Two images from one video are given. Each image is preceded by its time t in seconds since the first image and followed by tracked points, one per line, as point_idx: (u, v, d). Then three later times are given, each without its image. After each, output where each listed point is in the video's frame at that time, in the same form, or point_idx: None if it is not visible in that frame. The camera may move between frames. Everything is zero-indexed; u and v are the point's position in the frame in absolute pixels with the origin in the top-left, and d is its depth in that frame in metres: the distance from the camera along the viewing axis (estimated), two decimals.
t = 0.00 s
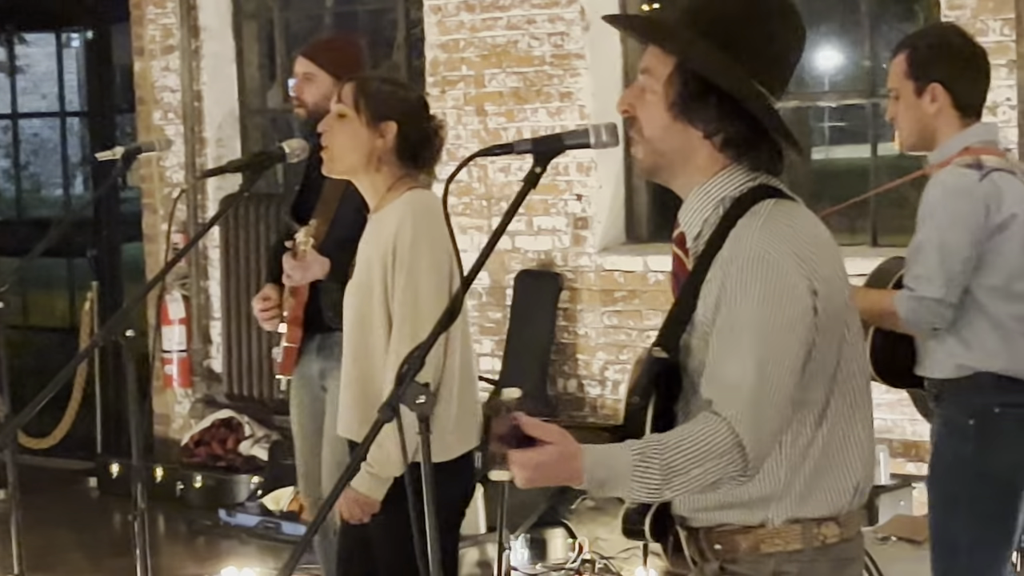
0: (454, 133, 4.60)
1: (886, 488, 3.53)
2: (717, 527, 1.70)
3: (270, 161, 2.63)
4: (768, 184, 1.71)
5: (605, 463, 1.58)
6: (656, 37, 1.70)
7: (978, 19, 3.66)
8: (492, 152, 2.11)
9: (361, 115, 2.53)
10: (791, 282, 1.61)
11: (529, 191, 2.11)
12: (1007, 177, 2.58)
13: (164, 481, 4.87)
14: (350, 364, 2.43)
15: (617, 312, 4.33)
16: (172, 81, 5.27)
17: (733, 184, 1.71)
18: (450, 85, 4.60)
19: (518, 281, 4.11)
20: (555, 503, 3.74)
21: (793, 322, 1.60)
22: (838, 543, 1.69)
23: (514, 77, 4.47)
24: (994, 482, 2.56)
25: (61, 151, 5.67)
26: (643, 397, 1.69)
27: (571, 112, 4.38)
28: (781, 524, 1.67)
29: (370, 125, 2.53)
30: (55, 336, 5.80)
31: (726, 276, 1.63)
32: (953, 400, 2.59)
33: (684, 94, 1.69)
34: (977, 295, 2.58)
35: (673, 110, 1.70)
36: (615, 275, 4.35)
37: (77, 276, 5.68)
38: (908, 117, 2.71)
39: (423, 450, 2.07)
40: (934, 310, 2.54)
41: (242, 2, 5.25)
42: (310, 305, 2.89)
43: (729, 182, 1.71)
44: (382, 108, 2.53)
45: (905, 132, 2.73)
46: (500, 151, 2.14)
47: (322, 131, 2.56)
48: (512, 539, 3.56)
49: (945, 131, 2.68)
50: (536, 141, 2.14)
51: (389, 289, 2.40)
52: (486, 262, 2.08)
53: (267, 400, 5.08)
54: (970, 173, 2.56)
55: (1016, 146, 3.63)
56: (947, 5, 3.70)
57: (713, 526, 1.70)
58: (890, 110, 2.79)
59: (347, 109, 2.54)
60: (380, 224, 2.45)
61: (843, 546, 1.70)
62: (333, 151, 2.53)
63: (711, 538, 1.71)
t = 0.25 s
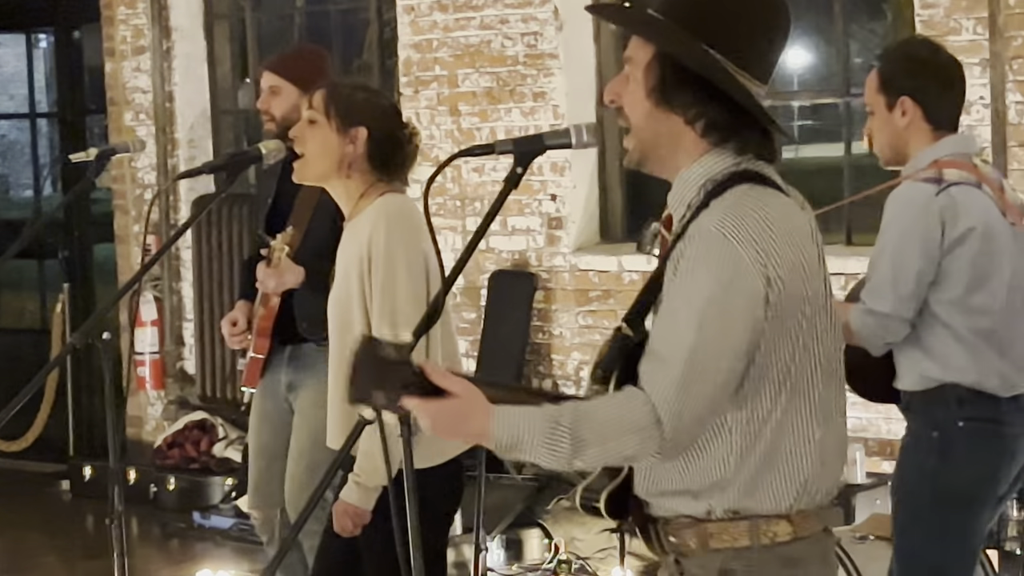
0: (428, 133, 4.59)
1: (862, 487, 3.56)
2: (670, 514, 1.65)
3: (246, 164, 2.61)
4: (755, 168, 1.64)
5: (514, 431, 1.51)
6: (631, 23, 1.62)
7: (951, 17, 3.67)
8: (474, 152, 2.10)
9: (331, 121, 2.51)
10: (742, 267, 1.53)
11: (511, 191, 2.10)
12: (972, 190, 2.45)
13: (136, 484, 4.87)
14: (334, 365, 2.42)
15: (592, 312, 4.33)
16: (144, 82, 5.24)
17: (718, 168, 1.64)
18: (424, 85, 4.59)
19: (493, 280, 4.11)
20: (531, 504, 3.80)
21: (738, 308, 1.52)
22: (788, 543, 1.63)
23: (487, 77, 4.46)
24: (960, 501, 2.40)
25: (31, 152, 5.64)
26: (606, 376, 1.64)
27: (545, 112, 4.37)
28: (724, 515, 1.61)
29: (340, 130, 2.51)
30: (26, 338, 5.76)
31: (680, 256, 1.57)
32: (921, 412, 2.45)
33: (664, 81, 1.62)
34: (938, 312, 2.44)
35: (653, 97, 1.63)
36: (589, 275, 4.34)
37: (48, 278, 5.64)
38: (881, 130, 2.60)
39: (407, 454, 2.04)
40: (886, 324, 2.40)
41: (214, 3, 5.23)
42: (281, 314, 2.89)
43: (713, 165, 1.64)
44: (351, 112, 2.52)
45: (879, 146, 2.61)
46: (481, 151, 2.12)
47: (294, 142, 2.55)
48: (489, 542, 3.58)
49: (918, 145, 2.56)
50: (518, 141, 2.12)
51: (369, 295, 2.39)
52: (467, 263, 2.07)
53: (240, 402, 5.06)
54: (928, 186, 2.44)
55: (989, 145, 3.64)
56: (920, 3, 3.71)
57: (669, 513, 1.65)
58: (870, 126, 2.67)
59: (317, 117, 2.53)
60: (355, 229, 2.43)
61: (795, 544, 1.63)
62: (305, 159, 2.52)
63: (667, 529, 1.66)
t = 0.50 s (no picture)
0: (398, 135, 4.57)
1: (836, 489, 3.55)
2: (628, 504, 1.66)
3: (219, 169, 2.59)
4: (717, 152, 1.65)
5: (413, 399, 1.56)
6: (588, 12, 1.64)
7: (922, 17, 3.68)
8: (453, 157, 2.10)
9: (301, 118, 2.49)
10: (668, 250, 1.54)
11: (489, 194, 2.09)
12: (934, 189, 2.41)
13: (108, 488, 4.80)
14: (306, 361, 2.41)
15: (564, 313, 4.32)
16: (111, 85, 5.21)
17: (679, 151, 1.64)
18: (394, 87, 4.57)
19: (465, 282, 4.10)
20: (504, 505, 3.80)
21: (658, 291, 1.53)
22: (737, 535, 1.63)
23: (458, 78, 4.45)
24: (926, 502, 2.40)
25: None
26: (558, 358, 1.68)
27: (515, 113, 4.37)
28: (665, 503, 1.62)
29: (311, 126, 2.49)
30: None
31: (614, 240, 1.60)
32: (886, 415, 2.45)
33: (624, 66, 1.63)
34: (899, 311, 2.43)
35: (615, 83, 1.64)
36: (561, 276, 4.34)
37: (15, 282, 5.59)
38: (855, 125, 2.60)
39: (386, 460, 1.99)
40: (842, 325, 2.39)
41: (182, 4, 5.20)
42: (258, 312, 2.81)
43: (676, 148, 1.65)
44: (321, 108, 2.50)
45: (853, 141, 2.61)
46: (459, 153, 2.12)
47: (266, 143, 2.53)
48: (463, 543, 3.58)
49: (891, 140, 2.55)
50: (496, 143, 2.11)
51: (344, 293, 2.37)
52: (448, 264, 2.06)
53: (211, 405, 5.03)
54: (888, 186, 2.42)
55: (960, 144, 3.65)
56: (891, 3, 3.72)
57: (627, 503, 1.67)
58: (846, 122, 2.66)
59: (285, 115, 2.51)
60: (328, 225, 2.43)
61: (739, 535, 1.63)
62: (277, 157, 2.51)
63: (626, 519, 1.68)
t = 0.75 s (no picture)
0: (368, 134, 4.56)
1: (814, 484, 3.58)
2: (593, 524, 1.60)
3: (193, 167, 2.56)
4: (676, 166, 1.59)
5: (353, 426, 1.52)
6: (557, 11, 1.58)
7: (893, 14, 3.71)
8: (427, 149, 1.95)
9: (276, 113, 2.42)
10: (592, 261, 1.48)
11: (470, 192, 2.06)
12: (899, 182, 2.37)
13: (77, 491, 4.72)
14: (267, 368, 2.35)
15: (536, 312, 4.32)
16: (80, 85, 5.17)
17: (639, 164, 1.59)
18: (364, 85, 4.56)
19: (436, 282, 4.08)
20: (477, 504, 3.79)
21: (581, 303, 1.47)
22: (695, 551, 1.55)
23: (429, 76, 4.44)
24: (902, 492, 2.38)
25: None
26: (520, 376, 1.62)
27: (487, 111, 4.36)
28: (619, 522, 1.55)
29: (287, 121, 2.42)
30: None
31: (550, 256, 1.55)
32: (859, 410, 2.43)
33: (593, 70, 1.58)
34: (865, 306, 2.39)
35: (585, 86, 1.59)
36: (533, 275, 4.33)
37: None
38: (822, 115, 2.53)
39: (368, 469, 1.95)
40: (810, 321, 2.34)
41: (150, 3, 5.18)
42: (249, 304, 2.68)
43: (637, 158, 1.59)
44: (296, 102, 2.42)
45: (820, 131, 2.55)
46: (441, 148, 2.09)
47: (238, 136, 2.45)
48: (437, 541, 3.55)
49: (858, 133, 2.49)
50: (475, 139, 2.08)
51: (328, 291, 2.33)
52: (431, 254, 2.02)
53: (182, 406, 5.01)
54: (853, 182, 2.38)
55: (933, 140, 3.67)
56: None
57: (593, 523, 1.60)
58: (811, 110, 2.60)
59: (260, 107, 2.42)
60: (309, 223, 2.38)
61: (701, 553, 1.55)
62: (251, 150, 2.42)
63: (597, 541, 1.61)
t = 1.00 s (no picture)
0: (339, 131, 4.55)
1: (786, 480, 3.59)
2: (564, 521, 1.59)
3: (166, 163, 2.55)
4: (652, 162, 1.56)
5: (313, 418, 1.53)
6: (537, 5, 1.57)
7: (863, 9, 3.71)
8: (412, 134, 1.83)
9: (262, 113, 2.36)
10: (545, 256, 1.47)
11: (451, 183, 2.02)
12: (877, 184, 2.35)
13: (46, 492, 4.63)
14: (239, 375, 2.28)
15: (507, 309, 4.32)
16: (47, 83, 5.14)
17: (611, 159, 1.57)
18: (334, 83, 4.54)
19: (406, 282, 4.06)
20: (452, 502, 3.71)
21: (533, 297, 1.46)
22: (657, 552, 1.52)
23: (399, 74, 4.43)
24: (885, 488, 2.39)
25: None
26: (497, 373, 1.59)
27: (457, 108, 4.36)
28: (583, 521, 1.53)
29: (271, 122, 2.36)
30: None
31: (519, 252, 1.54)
32: (838, 407, 2.43)
33: (570, 64, 1.56)
34: (846, 307, 2.38)
35: (562, 81, 1.58)
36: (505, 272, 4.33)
37: None
38: (791, 118, 2.52)
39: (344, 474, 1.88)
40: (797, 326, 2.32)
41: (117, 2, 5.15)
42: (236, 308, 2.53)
43: (611, 153, 1.57)
44: (282, 104, 2.37)
45: (791, 132, 2.54)
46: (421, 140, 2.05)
47: (217, 127, 2.37)
48: (410, 540, 3.52)
49: (828, 134, 2.48)
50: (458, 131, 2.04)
51: (314, 300, 2.28)
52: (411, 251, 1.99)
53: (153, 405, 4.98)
54: (831, 185, 2.36)
55: (904, 135, 3.69)
56: None
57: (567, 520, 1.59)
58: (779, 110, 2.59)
59: (247, 106, 2.36)
60: (290, 226, 2.31)
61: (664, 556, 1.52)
62: (229, 148, 2.35)
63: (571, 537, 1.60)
